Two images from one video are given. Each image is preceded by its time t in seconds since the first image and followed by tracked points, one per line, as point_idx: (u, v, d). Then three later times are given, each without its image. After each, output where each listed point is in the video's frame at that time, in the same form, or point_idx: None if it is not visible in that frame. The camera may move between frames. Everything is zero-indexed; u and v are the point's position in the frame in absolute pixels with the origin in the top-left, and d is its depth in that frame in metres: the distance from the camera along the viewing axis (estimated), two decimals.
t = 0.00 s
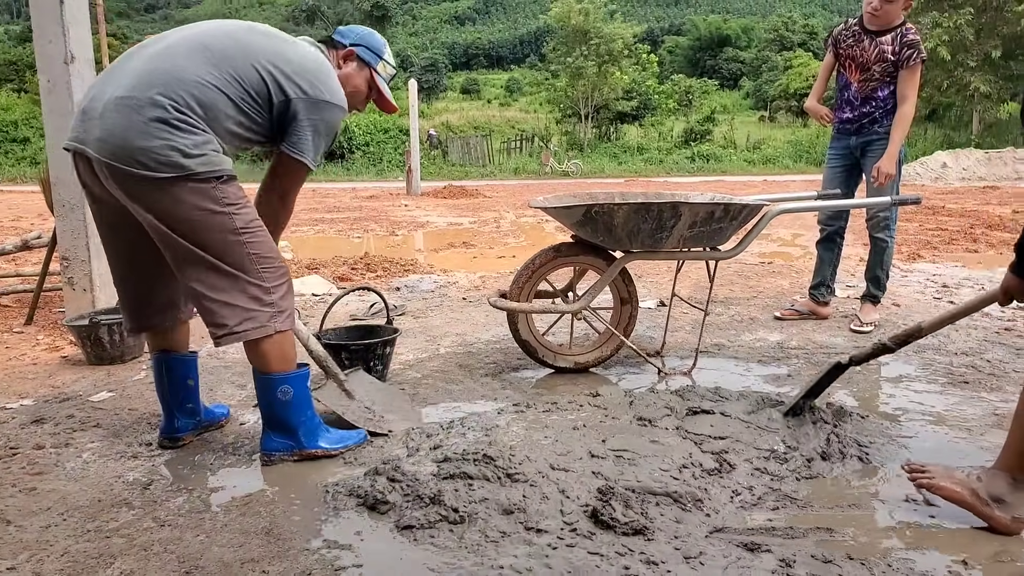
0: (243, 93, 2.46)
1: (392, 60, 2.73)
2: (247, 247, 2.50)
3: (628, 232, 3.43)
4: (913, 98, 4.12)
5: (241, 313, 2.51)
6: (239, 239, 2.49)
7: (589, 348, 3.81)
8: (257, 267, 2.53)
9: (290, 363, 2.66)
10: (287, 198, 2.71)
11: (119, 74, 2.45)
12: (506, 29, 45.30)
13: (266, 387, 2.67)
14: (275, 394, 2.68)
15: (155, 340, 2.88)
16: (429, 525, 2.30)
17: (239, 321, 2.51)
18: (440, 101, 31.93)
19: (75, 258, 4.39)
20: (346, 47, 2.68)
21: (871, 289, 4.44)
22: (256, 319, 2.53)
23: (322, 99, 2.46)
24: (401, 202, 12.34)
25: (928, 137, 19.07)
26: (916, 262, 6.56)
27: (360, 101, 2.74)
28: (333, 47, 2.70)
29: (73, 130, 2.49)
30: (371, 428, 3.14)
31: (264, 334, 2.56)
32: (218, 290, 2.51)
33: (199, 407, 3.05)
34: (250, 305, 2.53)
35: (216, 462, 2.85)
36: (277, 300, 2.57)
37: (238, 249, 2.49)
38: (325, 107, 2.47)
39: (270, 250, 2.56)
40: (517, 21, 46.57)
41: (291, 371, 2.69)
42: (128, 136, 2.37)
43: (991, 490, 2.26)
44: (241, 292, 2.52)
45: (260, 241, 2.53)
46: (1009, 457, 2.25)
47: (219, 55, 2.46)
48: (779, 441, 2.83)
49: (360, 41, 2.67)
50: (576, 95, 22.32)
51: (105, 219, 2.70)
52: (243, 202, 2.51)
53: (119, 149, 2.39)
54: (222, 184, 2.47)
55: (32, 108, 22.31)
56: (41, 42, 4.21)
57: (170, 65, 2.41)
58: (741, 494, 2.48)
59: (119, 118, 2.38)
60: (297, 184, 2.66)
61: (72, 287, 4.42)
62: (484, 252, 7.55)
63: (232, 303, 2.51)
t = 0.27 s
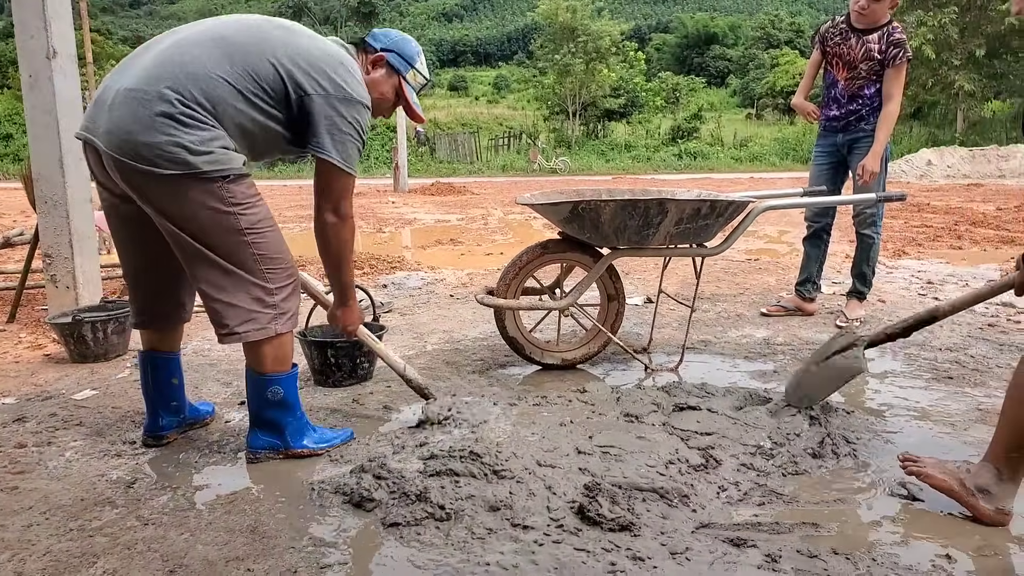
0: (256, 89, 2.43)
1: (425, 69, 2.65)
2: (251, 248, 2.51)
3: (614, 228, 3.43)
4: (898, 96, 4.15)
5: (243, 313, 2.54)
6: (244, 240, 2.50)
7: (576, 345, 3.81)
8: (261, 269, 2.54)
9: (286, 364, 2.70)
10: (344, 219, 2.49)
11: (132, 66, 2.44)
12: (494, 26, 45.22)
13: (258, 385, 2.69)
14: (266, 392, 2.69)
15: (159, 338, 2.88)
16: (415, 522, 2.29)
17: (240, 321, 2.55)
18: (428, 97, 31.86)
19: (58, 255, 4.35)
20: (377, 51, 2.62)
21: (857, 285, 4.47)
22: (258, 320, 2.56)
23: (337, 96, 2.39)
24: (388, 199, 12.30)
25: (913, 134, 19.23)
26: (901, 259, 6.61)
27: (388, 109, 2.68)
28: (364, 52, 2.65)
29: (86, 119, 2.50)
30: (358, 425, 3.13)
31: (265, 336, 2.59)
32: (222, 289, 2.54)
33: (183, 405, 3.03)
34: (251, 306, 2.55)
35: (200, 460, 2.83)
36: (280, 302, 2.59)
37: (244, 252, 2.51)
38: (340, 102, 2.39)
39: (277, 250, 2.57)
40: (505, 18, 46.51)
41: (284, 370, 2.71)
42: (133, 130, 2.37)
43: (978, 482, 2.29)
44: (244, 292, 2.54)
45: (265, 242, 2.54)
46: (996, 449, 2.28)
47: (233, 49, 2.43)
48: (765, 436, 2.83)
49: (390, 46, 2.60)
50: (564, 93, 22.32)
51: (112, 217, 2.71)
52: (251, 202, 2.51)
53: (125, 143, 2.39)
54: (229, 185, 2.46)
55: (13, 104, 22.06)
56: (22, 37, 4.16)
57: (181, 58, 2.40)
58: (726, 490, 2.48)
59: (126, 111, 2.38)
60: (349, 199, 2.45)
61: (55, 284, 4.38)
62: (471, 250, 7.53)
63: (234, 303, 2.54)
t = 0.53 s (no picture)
0: (254, 71, 2.48)
1: (415, 23, 2.65)
2: (257, 249, 2.56)
3: (607, 226, 3.43)
4: (892, 94, 4.16)
5: (243, 315, 2.59)
6: (249, 241, 2.55)
7: (570, 343, 3.81)
8: (263, 271, 2.58)
9: (281, 363, 2.73)
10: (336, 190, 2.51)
11: (133, 64, 2.50)
12: (487, 24, 45.14)
13: (253, 383, 2.71)
14: (260, 390, 2.71)
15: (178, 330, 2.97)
16: (408, 521, 2.29)
17: (239, 323, 2.59)
18: (421, 96, 31.81)
19: (49, 255, 4.32)
20: (365, 10, 2.59)
21: (850, 282, 4.48)
22: (257, 322, 2.61)
23: (331, 64, 2.43)
24: (382, 198, 12.27)
25: (905, 131, 19.29)
26: (893, 255, 6.63)
27: (381, 66, 2.69)
28: (353, 12, 2.62)
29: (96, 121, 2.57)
30: (352, 424, 3.12)
31: (263, 338, 2.63)
32: (223, 291, 2.58)
33: (206, 391, 3.11)
34: (251, 308, 2.59)
35: (194, 460, 2.83)
36: (281, 305, 2.63)
37: (247, 253, 2.55)
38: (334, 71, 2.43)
39: (282, 251, 2.61)
40: (498, 16, 46.46)
41: (279, 369, 2.74)
42: (140, 126, 2.43)
43: (967, 487, 2.23)
44: (245, 293, 2.58)
45: (270, 243, 2.58)
46: (979, 454, 2.21)
47: (227, 35, 2.48)
48: (758, 432, 2.84)
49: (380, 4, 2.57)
50: (557, 91, 22.28)
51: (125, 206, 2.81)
52: (258, 203, 2.55)
53: (134, 140, 2.45)
54: (236, 181, 2.51)
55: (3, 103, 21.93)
56: (12, 36, 4.13)
57: (180, 50, 2.45)
58: (719, 487, 2.49)
59: (133, 108, 2.44)
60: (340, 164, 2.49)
61: (47, 285, 4.36)
62: (465, 248, 7.52)
63: (233, 305, 2.58)
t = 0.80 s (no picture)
0: (246, 64, 2.52)
1: (387, 29, 2.74)
2: (246, 239, 2.56)
3: (600, 224, 3.43)
4: (885, 93, 4.17)
5: (230, 308, 2.56)
6: (238, 231, 2.55)
7: (562, 341, 3.81)
8: (251, 262, 2.58)
9: (272, 358, 2.71)
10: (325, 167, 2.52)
11: (125, 59, 2.52)
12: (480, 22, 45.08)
13: (242, 379, 2.68)
14: (251, 387, 2.69)
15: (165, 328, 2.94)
16: (400, 520, 2.29)
17: (226, 316, 2.56)
18: (414, 94, 31.74)
19: (39, 253, 4.29)
20: (340, 16, 2.67)
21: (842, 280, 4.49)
22: (244, 315, 2.58)
23: (320, 58, 2.51)
24: (375, 196, 12.25)
25: (897, 130, 19.37)
26: (885, 254, 6.65)
27: (356, 69, 2.78)
28: (328, 18, 2.70)
29: (85, 117, 2.57)
30: (344, 422, 3.11)
31: (252, 331, 2.60)
32: (209, 284, 2.55)
33: (221, 391, 3.13)
34: (238, 301, 2.57)
35: (185, 458, 2.81)
36: (269, 298, 2.62)
37: (236, 243, 2.55)
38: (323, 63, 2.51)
39: (269, 244, 2.62)
40: (491, 14, 46.42)
41: (270, 366, 2.71)
42: (134, 118, 2.45)
43: (947, 490, 2.26)
44: (233, 286, 2.57)
45: (258, 235, 2.58)
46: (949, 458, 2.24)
47: (218, 30, 2.52)
48: (750, 430, 2.84)
49: (356, 11, 2.66)
50: (550, 89, 22.25)
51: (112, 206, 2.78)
52: (247, 193, 2.56)
53: (128, 131, 2.45)
54: (228, 172, 2.52)
55: None
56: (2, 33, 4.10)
57: (172, 44, 2.48)
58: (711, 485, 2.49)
59: (127, 101, 2.45)
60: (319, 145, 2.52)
61: (37, 283, 4.33)
62: (458, 246, 7.52)
63: (219, 298, 2.56)
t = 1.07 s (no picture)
0: (228, 61, 2.57)
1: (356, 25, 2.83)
2: (227, 233, 2.58)
3: (597, 223, 3.44)
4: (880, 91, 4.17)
5: (211, 301, 2.57)
6: (219, 227, 2.56)
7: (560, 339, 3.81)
8: (231, 257, 2.59)
9: (258, 354, 2.70)
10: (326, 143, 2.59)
11: (112, 61, 2.56)
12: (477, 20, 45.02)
13: (235, 376, 2.69)
14: (243, 383, 2.69)
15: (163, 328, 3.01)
16: (398, 518, 2.30)
17: (208, 311, 2.57)
18: (411, 92, 31.70)
19: (36, 253, 4.29)
20: (311, 15, 2.77)
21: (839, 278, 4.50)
22: (225, 310, 2.59)
23: (300, 51, 2.55)
24: (372, 194, 12.23)
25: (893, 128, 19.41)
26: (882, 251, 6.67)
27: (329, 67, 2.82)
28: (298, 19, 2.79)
29: (72, 120, 2.61)
30: (342, 422, 3.11)
31: (234, 325, 2.61)
32: (191, 278, 2.56)
33: (220, 390, 3.12)
34: (219, 296, 2.58)
35: (182, 458, 2.81)
36: (248, 294, 2.63)
37: (217, 238, 2.56)
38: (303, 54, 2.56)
39: (248, 241, 2.63)
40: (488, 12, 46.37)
41: (262, 362, 2.72)
42: (122, 115, 2.49)
43: (940, 488, 2.27)
44: (212, 280, 2.57)
45: (238, 230, 2.60)
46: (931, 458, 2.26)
47: (200, 30, 2.57)
48: (748, 429, 2.84)
49: (325, 9, 2.76)
50: (547, 87, 22.22)
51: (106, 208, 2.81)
52: (229, 189, 2.59)
53: (116, 128, 2.49)
54: (211, 166, 2.55)
55: None
56: None
57: (157, 45, 2.53)
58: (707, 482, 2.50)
59: (114, 99, 2.49)
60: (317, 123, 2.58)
61: (34, 283, 4.32)
62: (455, 245, 7.52)
63: (200, 292, 2.56)
